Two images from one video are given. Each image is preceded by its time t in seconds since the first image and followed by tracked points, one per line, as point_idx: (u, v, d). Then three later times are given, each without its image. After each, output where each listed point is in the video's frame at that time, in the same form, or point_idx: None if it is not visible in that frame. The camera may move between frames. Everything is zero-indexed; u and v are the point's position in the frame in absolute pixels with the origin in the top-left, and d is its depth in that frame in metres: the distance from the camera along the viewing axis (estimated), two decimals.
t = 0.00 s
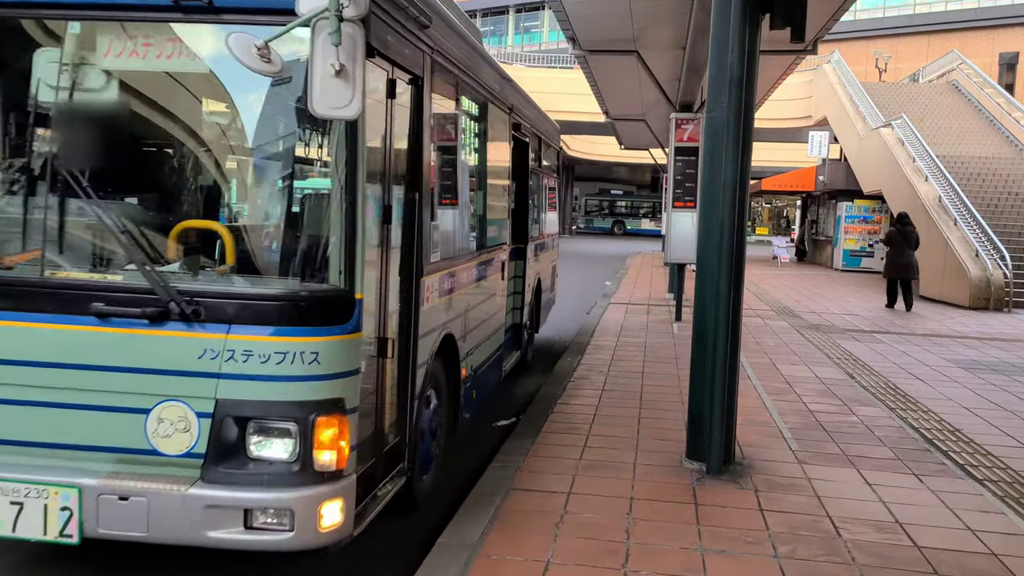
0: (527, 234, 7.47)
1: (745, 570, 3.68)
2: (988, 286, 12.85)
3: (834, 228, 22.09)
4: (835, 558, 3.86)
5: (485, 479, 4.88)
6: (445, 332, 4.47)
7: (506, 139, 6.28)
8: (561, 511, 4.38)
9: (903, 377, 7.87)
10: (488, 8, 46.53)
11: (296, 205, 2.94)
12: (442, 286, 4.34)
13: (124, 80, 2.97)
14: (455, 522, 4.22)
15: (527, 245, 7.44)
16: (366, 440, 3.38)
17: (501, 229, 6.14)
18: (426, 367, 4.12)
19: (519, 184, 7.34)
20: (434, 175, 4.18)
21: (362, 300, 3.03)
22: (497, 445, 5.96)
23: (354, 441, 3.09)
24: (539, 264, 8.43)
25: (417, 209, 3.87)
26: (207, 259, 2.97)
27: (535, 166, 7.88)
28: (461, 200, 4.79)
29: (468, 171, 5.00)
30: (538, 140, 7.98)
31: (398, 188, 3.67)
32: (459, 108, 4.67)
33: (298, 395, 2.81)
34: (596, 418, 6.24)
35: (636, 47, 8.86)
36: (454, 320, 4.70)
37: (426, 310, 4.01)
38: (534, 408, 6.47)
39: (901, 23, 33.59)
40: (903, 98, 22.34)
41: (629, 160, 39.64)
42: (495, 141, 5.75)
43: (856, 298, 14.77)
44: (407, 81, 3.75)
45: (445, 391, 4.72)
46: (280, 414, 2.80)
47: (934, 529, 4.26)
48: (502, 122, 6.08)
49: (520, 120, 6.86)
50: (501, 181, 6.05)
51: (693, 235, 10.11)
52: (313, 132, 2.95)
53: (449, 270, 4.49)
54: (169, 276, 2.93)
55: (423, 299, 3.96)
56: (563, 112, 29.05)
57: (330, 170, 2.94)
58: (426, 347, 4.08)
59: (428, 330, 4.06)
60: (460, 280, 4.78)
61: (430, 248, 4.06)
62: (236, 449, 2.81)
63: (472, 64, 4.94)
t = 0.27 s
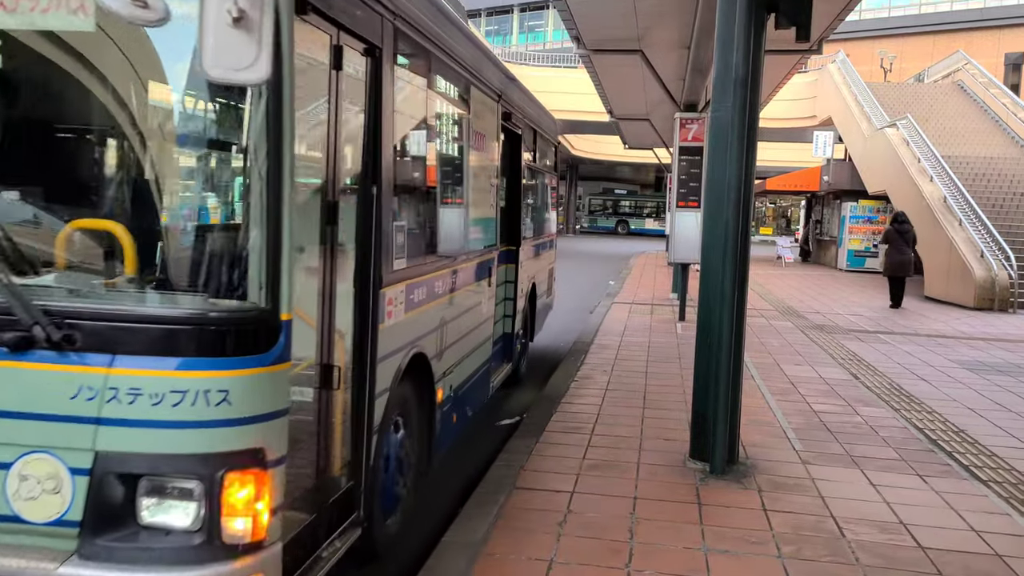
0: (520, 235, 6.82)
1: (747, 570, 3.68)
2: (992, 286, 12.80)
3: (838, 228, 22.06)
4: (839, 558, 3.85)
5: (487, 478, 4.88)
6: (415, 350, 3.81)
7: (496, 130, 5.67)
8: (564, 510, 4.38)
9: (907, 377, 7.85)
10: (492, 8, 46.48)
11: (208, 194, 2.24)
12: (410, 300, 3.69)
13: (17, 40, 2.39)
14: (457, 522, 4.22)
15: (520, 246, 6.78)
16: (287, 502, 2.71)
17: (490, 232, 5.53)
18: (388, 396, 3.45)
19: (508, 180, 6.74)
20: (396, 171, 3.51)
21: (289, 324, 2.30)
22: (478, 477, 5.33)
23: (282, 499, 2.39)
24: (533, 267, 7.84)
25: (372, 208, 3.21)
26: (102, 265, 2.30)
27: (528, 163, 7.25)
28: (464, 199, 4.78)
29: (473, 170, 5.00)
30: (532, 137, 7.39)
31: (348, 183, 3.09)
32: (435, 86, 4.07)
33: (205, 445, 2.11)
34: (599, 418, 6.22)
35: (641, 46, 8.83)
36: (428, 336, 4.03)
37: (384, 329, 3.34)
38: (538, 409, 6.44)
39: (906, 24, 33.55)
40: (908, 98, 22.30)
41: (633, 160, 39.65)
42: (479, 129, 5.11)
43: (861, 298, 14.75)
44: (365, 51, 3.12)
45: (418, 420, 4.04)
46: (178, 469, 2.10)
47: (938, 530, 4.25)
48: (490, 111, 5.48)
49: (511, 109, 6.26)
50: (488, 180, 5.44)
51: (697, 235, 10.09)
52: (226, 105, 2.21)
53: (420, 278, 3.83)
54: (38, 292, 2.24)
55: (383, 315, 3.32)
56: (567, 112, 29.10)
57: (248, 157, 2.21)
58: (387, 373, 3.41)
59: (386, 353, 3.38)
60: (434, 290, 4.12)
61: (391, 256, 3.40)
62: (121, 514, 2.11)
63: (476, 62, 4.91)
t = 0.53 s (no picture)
0: (510, 237, 6.21)
1: (751, 570, 3.68)
2: (997, 287, 12.76)
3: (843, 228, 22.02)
4: (842, 558, 3.85)
5: (492, 477, 4.89)
6: (371, 374, 3.17)
7: (479, 123, 5.11)
8: (567, 509, 4.39)
9: (911, 378, 7.83)
10: (496, 7, 46.46)
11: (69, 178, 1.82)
12: (362, 317, 3.04)
13: None
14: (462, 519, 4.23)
15: (510, 249, 6.19)
16: None
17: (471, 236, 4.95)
18: (331, 435, 2.81)
19: (496, 177, 6.14)
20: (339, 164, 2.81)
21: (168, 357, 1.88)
22: (468, 493, 5.07)
23: None
24: (529, 271, 7.30)
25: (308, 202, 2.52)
26: None
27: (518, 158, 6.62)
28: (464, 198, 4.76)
29: (475, 170, 5.00)
30: (522, 134, 6.79)
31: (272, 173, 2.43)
32: (396, 60, 3.47)
33: (50, 531, 1.71)
34: (603, 417, 6.22)
35: (646, 45, 8.81)
36: (389, 358, 3.38)
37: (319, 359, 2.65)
38: (541, 409, 6.44)
39: (911, 24, 33.49)
40: (913, 98, 22.26)
41: (637, 159, 39.62)
42: (454, 117, 4.51)
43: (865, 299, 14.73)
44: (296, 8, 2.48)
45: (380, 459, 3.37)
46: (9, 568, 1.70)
47: (942, 531, 4.24)
48: (471, 99, 4.92)
49: (497, 95, 5.67)
50: (466, 176, 4.83)
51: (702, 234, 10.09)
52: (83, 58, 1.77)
53: (375, 290, 3.17)
54: None
55: (321, 336, 2.66)
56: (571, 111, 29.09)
57: (112, 134, 1.81)
58: (327, 409, 2.76)
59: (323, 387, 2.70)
60: (398, 304, 3.48)
61: (331, 265, 2.73)
62: None
63: (477, 58, 4.89)
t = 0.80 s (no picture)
0: (498, 242, 5.59)
1: (755, 570, 3.68)
2: (1003, 288, 12.70)
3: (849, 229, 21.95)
4: (847, 559, 3.84)
5: (495, 477, 4.90)
6: (311, 414, 2.54)
7: (457, 109, 4.43)
8: (572, 508, 4.39)
9: (917, 379, 7.81)
10: (502, 6, 46.50)
11: None
12: (289, 345, 2.38)
13: None
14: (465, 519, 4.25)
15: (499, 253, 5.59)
16: None
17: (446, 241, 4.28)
18: (242, 500, 2.16)
19: (481, 172, 5.46)
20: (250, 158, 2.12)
21: None
22: (472, 493, 5.06)
23: None
24: (520, 275, 6.78)
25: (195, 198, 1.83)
26: None
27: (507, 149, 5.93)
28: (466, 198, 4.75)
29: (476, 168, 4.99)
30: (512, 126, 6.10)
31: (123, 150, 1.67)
32: (343, 24, 2.77)
33: None
34: (607, 417, 6.22)
35: (651, 45, 8.81)
36: (335, 393, 2.74)
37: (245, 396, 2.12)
38: (545, 409, 6.42)
39: (918, 24, 33.40)
40: (920, 99, 22.19)
41: (642, 159, 39.59)
42: (424, 100, 3.82)
43: (870, 299, 14.69)
44: None
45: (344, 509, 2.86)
46: None
47: (947, 532, 4.23)
48: (446, 80, 4.23)
49: (481, 79, 4.98)
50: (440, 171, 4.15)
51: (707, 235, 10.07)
52: None
53: (351, 295, 2.86)
54: None
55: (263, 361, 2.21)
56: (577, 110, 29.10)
57: None
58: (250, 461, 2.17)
59: (295, 406, 2.43)
60: (377, 310, 3.16)
61: (237, 281, 2.05)
62: None
63: (481, 56, 4.88)
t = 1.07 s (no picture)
0: (481, 246, 4.97)
1: (760, 571, 3.68)
2: (1009, 289, 12.67)
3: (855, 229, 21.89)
4: (852, 560, 3.84)
5: (500, 475, 4.90)
6: (202, 482, 1.91)
7: (428, 91, 3.74)
8: (577, 508, 4.39)
9: (922, 380, 7.78)
10: (508, 6, 46.51)
11: None
12: (163, 394, 1.75)
13: None
14: (471, 518, 4.24)
15: (483, 259, 4.98)
16: None
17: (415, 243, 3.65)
18: None
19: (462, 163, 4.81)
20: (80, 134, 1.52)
21: None
22: (478, 490, 5.05)
23: None
24: (511, 282, 6.15)
25: None
26: None
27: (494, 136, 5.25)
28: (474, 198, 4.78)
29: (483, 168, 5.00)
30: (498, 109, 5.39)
31: None
32: None
33: None
34: (612, 417, 6.21)
35: (657, 45, 8.81)
36: (243, 450, 2.11)
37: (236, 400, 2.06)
38: (549, 410, 6.41)
39: (925, 24, 33.34)
40: (927, 99, 22.13)
41: (647, 159, 39.55)
42: (383, 78, 3.13)
43: (876, 300, 14.64)
44: None
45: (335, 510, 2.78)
46: None
47: (952, 534, 4.22)
48: (418, 57, 3.58)
49: (459, 57, 4.27)
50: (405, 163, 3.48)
51: (712, 235, 10.05)
52: None
53: (352, 295, 2.84)
54: None
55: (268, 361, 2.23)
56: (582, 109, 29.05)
57: None
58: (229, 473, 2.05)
59: (307, 402, 2.50)
60: (313, 337, 2.52)
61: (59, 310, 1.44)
62: None
63: (487, 54, 4.88)
